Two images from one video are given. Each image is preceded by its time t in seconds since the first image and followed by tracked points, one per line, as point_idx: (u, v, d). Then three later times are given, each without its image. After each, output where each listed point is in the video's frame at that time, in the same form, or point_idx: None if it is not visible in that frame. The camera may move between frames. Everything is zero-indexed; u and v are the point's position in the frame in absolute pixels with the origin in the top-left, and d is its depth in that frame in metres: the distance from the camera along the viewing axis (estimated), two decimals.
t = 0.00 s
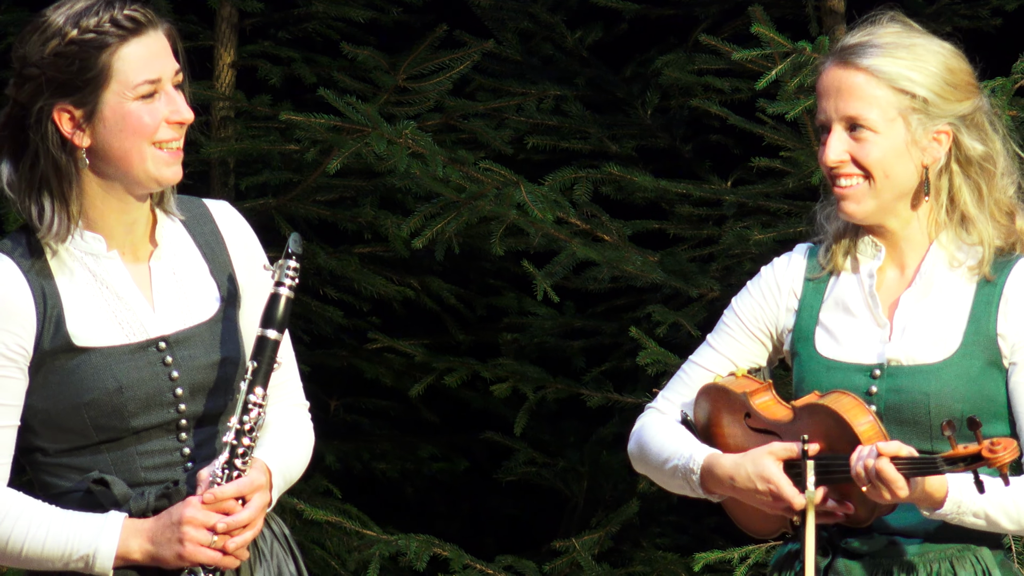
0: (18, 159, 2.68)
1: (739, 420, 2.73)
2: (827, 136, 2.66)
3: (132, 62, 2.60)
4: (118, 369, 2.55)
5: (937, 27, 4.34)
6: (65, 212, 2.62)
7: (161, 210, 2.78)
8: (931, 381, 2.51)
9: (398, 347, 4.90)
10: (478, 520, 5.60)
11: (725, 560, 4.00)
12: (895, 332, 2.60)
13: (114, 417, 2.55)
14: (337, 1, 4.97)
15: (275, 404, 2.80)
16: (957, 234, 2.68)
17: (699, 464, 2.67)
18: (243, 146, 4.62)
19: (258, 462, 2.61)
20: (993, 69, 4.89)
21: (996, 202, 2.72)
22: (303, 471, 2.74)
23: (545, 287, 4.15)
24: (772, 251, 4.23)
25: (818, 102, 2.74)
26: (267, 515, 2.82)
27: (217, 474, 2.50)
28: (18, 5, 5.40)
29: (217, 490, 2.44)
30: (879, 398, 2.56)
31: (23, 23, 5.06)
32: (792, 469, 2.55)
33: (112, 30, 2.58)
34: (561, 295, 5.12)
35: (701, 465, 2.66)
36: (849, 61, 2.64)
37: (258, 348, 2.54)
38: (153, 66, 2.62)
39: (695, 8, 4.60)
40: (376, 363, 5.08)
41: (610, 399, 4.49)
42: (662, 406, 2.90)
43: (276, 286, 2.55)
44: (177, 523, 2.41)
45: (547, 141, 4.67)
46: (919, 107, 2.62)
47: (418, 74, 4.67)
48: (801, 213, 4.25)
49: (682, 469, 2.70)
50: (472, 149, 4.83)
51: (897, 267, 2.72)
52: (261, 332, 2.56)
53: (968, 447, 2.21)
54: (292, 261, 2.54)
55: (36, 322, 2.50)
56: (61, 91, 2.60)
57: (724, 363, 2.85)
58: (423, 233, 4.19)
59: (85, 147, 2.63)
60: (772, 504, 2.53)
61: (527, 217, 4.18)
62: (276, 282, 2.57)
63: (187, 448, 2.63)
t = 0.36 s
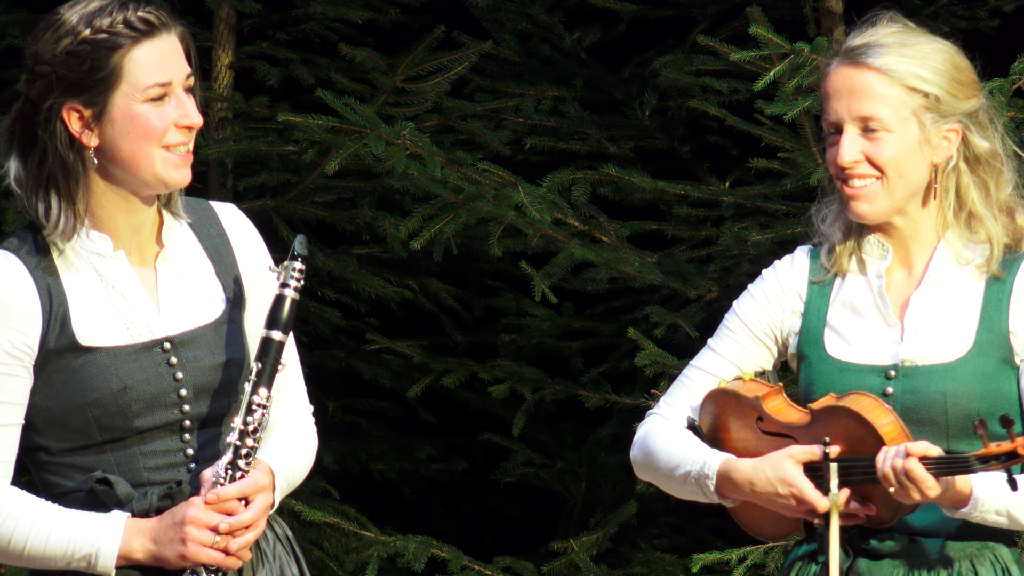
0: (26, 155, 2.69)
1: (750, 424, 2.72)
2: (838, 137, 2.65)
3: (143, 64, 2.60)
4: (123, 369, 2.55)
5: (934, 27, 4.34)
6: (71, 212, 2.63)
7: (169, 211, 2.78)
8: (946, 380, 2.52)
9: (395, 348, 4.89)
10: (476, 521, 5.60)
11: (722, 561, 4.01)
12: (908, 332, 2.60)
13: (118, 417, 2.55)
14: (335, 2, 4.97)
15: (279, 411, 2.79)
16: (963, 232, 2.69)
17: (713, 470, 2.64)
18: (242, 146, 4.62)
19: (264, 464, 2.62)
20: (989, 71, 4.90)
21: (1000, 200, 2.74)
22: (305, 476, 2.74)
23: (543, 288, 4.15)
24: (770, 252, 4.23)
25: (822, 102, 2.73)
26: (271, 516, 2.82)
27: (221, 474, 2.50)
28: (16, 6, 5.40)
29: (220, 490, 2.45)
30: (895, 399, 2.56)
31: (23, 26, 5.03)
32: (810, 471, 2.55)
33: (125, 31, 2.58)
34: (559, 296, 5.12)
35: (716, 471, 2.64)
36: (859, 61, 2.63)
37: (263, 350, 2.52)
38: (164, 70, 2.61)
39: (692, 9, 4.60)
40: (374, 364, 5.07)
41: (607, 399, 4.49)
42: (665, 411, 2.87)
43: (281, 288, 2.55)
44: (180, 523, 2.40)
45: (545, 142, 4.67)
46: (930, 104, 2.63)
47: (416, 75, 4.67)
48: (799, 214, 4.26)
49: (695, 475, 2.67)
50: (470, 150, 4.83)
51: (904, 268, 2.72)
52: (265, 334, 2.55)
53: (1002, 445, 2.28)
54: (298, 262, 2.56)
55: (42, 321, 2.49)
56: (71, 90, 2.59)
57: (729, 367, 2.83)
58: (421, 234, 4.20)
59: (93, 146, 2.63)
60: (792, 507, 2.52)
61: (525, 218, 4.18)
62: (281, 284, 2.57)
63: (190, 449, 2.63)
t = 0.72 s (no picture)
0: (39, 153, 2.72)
1: (767, 426, 2.70)
2: (872, 127, 2.68)
3: (147, 68, 2.60)
4: (129, 368, 2.55)
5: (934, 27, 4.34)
6: (77, 211, 2.63)
7: (183, 212, 2.77)
8: (970, 376, 2.56)
9: (394, 348, 4.89)
10: (474, 522, 5.59)
11: (720, 561, 4.01)
12: (926, 331, 2.63)
13: (122, 415, 2.55)
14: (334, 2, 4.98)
15: (292, 417, 2.77)
16: (971, 231, 2.74)
17: (741, 472, 2.61)
18: (240, 146, 4.62)
19: (268, 466, 2.60)
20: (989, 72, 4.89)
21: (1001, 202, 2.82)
22: (318, 483, 2.71)
23: (542, 288, 4.15)
24: (769, 254, 4.23)
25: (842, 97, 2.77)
26: (277, 520, 2.80)
27: (222, 474, 2.50)
28: (16, 7, 5.42)
29: (218, 489, 2.44)
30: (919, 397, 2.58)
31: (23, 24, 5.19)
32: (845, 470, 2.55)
33: (132, 33, 2.58)
34: (559, 296, 5.11)
35: (744, 474, 2.60)
36: (897, 55, 2.69)
37: (268, 350, 2.53)
38: (169, 73, 2.61)
39: (691, 10, 4.60)
40: (372, 364, 5.07)
41: (606, 400, 4.49)
42: (663, 418, 2.81)
43: (288, 290, 2.55)
44: (178, 522, 2.41)
45: (544, 142, 4.67)
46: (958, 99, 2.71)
47: (415, 75, 4.67)
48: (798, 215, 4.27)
49: (722, 480, 2.63)
50: (469, 150, 4.82)
51: (913, 273, 2.74)
52: (270, 335, 2.55)
53: None
54: (306, 265, 2.56)
55: (47, 318, 2.50)
56: (77, 90, 2.61)
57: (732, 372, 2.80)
58: (420, 234, 4.21)
59: (98, 146, 2.64)
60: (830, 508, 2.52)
61: (524, 218, 4.18)
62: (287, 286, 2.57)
63: (195, 450, 2.62)
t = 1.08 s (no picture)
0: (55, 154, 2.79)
1: (781, 429, 2.76)
2: (890, 116, 2.80)
3: (150, 66, 2.62)
4: (134, 366, 2.58)
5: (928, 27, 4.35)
6: (83, 211, 2.68)
7: (201, 218, 2.81)
8: (980, 376, 2.70)
9: (389, 348, 4.90)
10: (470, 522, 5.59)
11: (716, 561, 4.01)
12: (934, 331, 2.75)
13: (126, 414, 2.57)
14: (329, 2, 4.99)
15: (320, 421, 2.76)
16: (968, 230, 2.87)
17: (762, 475, 2.64)
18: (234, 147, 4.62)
19: (274, 465, 2.59)
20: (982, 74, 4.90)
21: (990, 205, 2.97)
22: (341, 490, 2.70)
23: (537, 289, 4.16)
24: (764, 255, 4.24)
25: (852, 93, 2.89)
26: (288, 521, 2.78)
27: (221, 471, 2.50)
28: (10, 9, 5.41)
29: (213, 486, 2.43)
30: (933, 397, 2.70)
31: (17, 26, 5.25)
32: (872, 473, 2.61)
33: (136, 32, 2.61)
34: (553, 296, 5.11)
35: (765, 477, 2.63)
36: (915, 49, 2.86)
37: (268, 349, 2.53)
38: (172, 72, 2.63)
39: (686, 11, 4.61)
40: (368, 365, 5.05)
41: (601, 401, 4.53)
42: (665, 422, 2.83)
43: (290, 288, 2.57)
44: (173, 519, 2.42)
45: (538, 142, 4.68)
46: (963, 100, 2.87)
47: (409, 76, 4.67)
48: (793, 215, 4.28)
49: (742, 488, 2.65)
50: (463, 152, 4.77)
51: (914, 273, 2.85)
52: (271, 334, 2.54)
53: None
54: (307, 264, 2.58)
55: (53, 316, 2.55)
56: (81, 89, 2.66)
57: (734, 376, 2.83)
58: (414, 235, 4.22)
59: (104, 146, 2.68)
60: (857, 509, 2.58)
61: (518, 218, 4.18)
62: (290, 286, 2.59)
63: (202, 450, 2.63)
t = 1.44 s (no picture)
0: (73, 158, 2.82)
1: (792, 430, 2.76)
2: (907, 112, 2.82)
3: (157, 66, 2.64)
4: (144, 367, 2.57)
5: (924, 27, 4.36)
6: (95, 213, 2.71)
7: (219, 222, 2.80)
8: (988, 376, 2.72)
9: (386, 348, 4.90)
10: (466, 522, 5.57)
11: (712, 561, 4.02)
12: (942, 331, 2.77)
13: (137, 415, 2.57)
14: (326, 3, 5.01)
15: (342, 423, 2.73)
16: (970, 231, 2.91)
17: (777, 477, 2.64)
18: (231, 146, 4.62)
19: (286, 467, 2.56)
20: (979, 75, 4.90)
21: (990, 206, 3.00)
22: (360, 493, 2.67)
23: (534, 288, 4.16)
24: (761, 254, 4.25)
25: (864, 90, 2.91)
26: (303, 521, 2.74)
27: (228, 475, 2.48)
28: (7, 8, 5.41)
29: (219, 490, 2.43)
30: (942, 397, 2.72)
31: (13, 26, 5.25)
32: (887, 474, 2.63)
33: (142, 31, 2.64)
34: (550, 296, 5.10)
35: (780, 478, 2.64)
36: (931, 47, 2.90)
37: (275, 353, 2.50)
38: (179, 71, 2.64)
39: (683, 11, 4.62)
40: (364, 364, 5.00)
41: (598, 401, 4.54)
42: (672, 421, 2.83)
43: (297, 291, 2.53)
44: (180, 523, 2.43)
45: (535, 142, 4.68)
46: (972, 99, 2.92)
47: (406, 76, 4.68)
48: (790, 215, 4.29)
49: (756, 488, 2.66)
50: (460, 151, 4.79)
51: (919, 274, 2.87)
52: (279, 336, 2.52)
53: None
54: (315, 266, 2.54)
55: (64, 319, 2.57)
56: (92, 91, 2.70)
57: (742, 375, 2.83)
58: (411, 235, 4.22)
59: (114, 146, 2.72)
60: (873, 511, 2.60)
61: (515, 218, 4.20)
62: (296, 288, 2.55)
63: (214, 451, 2.62)
